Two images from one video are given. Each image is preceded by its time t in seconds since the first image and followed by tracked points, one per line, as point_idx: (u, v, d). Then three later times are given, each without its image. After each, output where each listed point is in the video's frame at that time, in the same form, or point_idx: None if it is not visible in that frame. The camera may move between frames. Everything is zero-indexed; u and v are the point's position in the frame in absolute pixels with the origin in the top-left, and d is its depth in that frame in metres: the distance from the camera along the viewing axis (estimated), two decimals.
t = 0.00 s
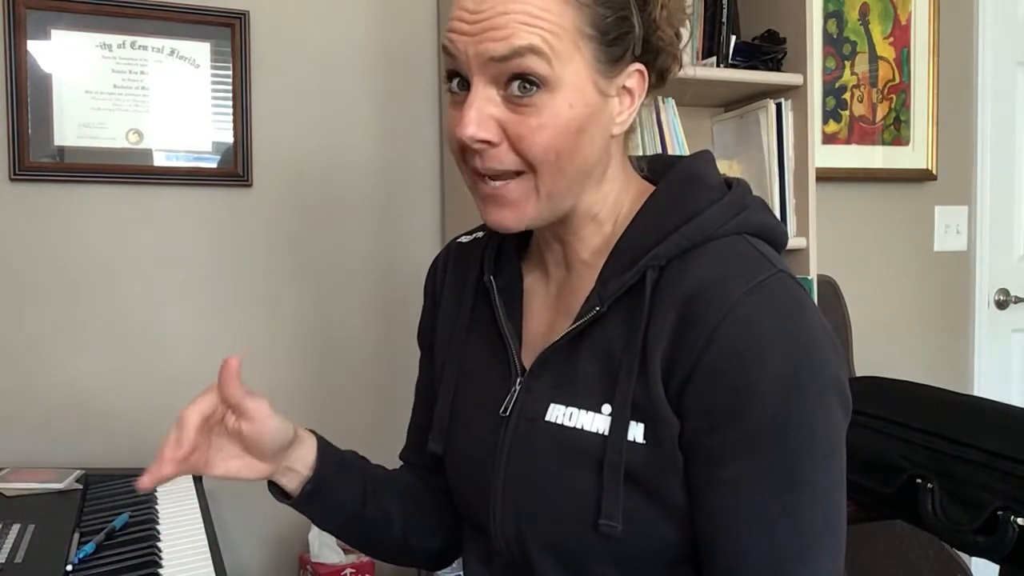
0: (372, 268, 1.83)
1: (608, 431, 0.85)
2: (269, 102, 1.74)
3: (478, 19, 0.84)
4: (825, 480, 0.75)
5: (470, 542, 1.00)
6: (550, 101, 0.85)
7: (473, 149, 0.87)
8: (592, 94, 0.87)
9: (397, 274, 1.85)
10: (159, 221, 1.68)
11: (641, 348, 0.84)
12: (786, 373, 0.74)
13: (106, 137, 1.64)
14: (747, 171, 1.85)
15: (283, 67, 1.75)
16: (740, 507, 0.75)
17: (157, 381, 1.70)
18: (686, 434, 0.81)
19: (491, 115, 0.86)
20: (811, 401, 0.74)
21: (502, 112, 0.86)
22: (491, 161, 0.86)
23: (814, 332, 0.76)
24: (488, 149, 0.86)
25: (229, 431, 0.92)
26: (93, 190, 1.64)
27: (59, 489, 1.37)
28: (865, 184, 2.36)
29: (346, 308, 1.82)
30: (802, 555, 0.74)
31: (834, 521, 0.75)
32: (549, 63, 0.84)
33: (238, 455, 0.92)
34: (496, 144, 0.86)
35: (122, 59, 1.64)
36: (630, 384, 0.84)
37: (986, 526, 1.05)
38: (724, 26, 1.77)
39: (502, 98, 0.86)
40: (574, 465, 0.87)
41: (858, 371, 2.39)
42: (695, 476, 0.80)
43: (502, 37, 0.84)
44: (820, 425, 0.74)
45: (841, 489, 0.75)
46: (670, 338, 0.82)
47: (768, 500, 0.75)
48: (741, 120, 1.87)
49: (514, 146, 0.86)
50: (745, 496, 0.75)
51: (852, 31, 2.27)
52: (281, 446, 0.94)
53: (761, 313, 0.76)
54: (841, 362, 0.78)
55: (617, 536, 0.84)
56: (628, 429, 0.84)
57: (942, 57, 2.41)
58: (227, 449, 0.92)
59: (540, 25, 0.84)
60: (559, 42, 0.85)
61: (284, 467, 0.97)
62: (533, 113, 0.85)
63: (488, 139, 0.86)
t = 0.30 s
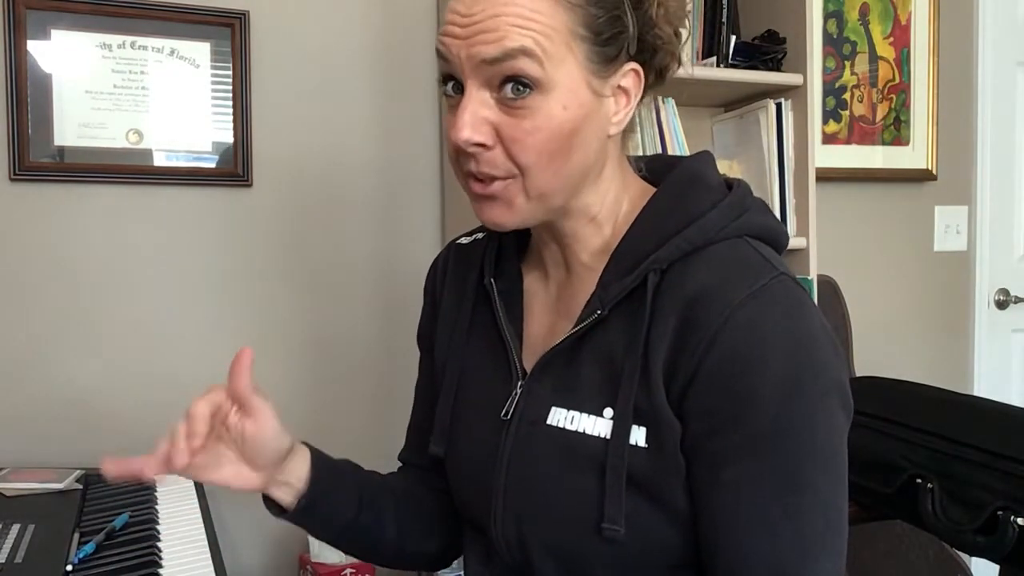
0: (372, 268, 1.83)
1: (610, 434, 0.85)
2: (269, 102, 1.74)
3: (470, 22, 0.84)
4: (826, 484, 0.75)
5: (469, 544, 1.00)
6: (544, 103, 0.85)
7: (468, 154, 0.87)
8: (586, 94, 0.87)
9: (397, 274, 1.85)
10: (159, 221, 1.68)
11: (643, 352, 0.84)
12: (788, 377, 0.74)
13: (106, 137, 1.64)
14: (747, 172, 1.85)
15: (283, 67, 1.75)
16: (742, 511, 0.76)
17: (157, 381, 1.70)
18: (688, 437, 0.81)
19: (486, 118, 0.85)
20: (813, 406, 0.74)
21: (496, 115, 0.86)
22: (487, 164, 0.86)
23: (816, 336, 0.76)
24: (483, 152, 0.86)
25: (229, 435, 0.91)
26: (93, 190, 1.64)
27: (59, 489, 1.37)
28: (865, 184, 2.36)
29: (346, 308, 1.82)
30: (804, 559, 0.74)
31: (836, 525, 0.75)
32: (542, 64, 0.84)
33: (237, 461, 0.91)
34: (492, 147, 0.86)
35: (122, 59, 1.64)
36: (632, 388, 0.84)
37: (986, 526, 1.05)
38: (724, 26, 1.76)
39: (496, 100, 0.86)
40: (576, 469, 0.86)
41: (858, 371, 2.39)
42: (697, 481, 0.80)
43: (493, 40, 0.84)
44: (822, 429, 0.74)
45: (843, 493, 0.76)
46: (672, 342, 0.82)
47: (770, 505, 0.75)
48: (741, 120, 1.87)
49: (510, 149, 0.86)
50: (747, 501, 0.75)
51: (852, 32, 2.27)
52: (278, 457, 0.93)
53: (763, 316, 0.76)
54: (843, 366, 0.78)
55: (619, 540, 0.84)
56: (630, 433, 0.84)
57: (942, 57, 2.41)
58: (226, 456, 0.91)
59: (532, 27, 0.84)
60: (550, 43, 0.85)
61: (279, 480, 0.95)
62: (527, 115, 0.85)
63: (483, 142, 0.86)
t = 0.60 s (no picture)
0: (371, 267, 1.83)
1: (608, 436, 0.85)
2: (269, 102, 1.74)
3: (462, 23, 0.84)
4: (824, 487, 0.75)
5: (468, 545, 1.00)
6: (536, 103, 0.85)
7: (462, 154, 0.87)
8: (579, 93, 0.87)
9: (397, 274, 1.85)
10: (158, 221, 1.68)
11: (642, 353, 0.84)
12: (787, 381, 0.74)
13: (106, 137, 1.64)
14: (746, 171, 1.85)
15: (283, 67, 1.74)
16: (740, 514, 0.76)
17: (157, 381, 1.70)
18: (686, 440, 0.81)
19: (478, 118, 0.86)
20: (811, 409, 0.74)
21: (488, 115, 0.86)
22: (480, 165, 0.87)
23: (815, 339, 0.76)
24: (475, 152, 0.87)
25: (216, 450, 0.91)
26: (93, 191, 1.64)
27: (59, 489, 1.37)
28: (865, 184, 2.36)
29: (345, 308, 1.82)
30: (802, 561, 0.74)
31: (834, 528, 0.75)
32: (534, 64, 0.84)
33: (227, 475, 0.91)
34: (485, 148, 0.86)
35: (122, 59, 1.64)
36: (630, 390, 0.84)
37: (986, 525, 1.06)
38: (724, 26, 1.76)
39: (488, 101, 0.86)
40: (575, 470, 0.86)
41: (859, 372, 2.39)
42: (695, 483, 0.80)
43: (485, 41, 0.84)
44: (820, 433, 0.74)
45: (841, 496, 0.76)
46: (670, 344, 0.82)
47: (767, 508, 0.75)
48: (741, 120, 1.87)
49: (502, 150, 0.86)
50: (745, 503, 0.75)
51: (852, 31, 2.27)
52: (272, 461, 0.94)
53: (762, 319, 0.76)
54: (842, 369, 0.78)
55: (617, 542, 0.84)
56: (628, 435, 0.84)
57: (942, 57, 2.41)
58: (215, 469, 0.91)
59: (523, 27, 0.84)
60: (541, 43, 0.84)
61: (279, 489, 0.96)
62: (518, 116, 0.85)
63: (475, 143, 0.86)
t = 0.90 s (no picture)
0: (371, 267, 1.83)
1: (611, 438, 0.85)
2: (269, 102, 1.74)
3: (445, 24, 0.86)
4: (826, 490, 0.75)
5: (469, 547, 1.00)
6: (519, 99, 0.85)
7: (451, 152, 0.89)
8: (565, 87, 0.87)
9: (397, 274, 1.85)
10: (158, 221, 1.68)
11: (645, 354, 0.84)
12: (790, 383, 0.74)
13: (106, 137, 1.64)
14: (746, 171, 1.85)
15: (283, 67, 1.74)
16: (742, 516, 0.76)
17: (157, 381, 1.70)
18: (689, 442, 0.81)
19: (464, 116, 0.87)
20: (814, 412, 0.74)
21: (474, 112, 0.87)
22: (468, 162, 0.88)
23: (819, 341, 0.76)
24: (463, 149, 0.88)
25: (202, 478, 0.90)
26: (93, 191, 1.64)
27: (59, 489, 1.37)
28: (865, 184, 2.36)
29: (345, 308, 1.82)
30: (804, 563, 0.75)
31: (837, 531, 0.75)
32: (515, 60, 0.84)
33: (214, 502, 0.90)
34: (473, 145, 0.87)
35: (122, 59, 1.64)
36: (633, 392, 0.84)
37: (986, 525, 1.06)
38: (724, 26, 1.76)
39: (474, 98, 0.87)
40: (578, 472, 0.86)
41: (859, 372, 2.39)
42: (698, 484, 0.80)
43: (466, 40, 0.85)
44: (822, 435, 0.74)
45: (844, 499, 0.76)
46: (674, 346, 0.82)
47: (769, 510, 0.75)
48: (741, 120, 1.87)
49: (488, 146, 0.87)
50: (748, 505, 0.75)
51: (852, 31, 2.27)
52: (261, 485, 0.93)
53: (766, 322, 0.77)
54: (846, 371, 0.78)
55: (620, 544, 0.84)
56: (631, 436, 0.84)
57: (942, 57, 2.41)
58: (203, 496, 0.90)
59: (502, 24, 0.84)
60: (521, 38, 0.85)
61: (272, 511, 0.96)
62: (503, 112, 0.85)
63: (463, 140, 0.87)
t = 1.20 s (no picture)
0: (371, 267, 1.83)
1: (613, 439, 0.85)
2: (269, 102, 1.74)
3: (445, 21, 0.87)
4: (828, 492, 0.75)
5: (469, 547, 1.00)
6: (517, 94, 0.85)
7: (450, 147, 0.89)
8: (564, 84, 0.87)
9: (397, 274, 1.85)
10: (159, 221, 1.68)
11: (648, 355, 0.84)
12: (792, 385, 0.74)
13: (106, 137, 1.64)
14: (747, 171, 1.85)
15: (283, 67, 1.74)
16: (743, 518, 0.76)
17: (157, 381, 1.70)
18: (691, 443, 0.81)
19: (463, 111, 0.87)
20: (818, 415, 0.74)
21: (472, 107, 0.87)
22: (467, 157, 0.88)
23: (822, 344, 0.76)
24: (462, 144, 0.88)
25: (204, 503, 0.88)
26: (93, 191, 1.64)
27: (59, 489, 1.37)
28: (865, 184, 2.36)
29: (345, 308, 1.82)
30: (805, 566, 0.75)
31: (839, 534, 0.75)
32: (513, 55, 0.85)
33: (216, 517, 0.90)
34: (471, 140, 0.88)
35: (122, 59, 1.64)
36: (636, 393, 0.84)
37: (986, 525, 1.06)
38: (724, 26, 1.77)
39: (473, 94, 0.87)
40: (579, 473, 0.86)
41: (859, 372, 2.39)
42: (700, 486, 0.80)
43: (464, 37, 0.85)
44: (825, 438, 0.74)
45: (846, 502, 0.75)
46: (677, 347, 0.82)
47: (770, 512, 0.75)
48: (741, 120, 1.87)
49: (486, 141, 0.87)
50: (749, 507, 0.75)
51: (852, 31, 2.27)
52: (263, 494, 0.93)
53: (769, 324, 0.77)
54: (849, 374, 0.78)
55: (621, 545, 0.84)
56: (632, 438, 0.84)
57: (942, 57, 2.41)
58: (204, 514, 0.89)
59: (500, 20, 0.85)
60: (519, 34, 0.85)
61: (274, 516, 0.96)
62: (500, 107, 0.86)
63: (461, 135, 0.88)
